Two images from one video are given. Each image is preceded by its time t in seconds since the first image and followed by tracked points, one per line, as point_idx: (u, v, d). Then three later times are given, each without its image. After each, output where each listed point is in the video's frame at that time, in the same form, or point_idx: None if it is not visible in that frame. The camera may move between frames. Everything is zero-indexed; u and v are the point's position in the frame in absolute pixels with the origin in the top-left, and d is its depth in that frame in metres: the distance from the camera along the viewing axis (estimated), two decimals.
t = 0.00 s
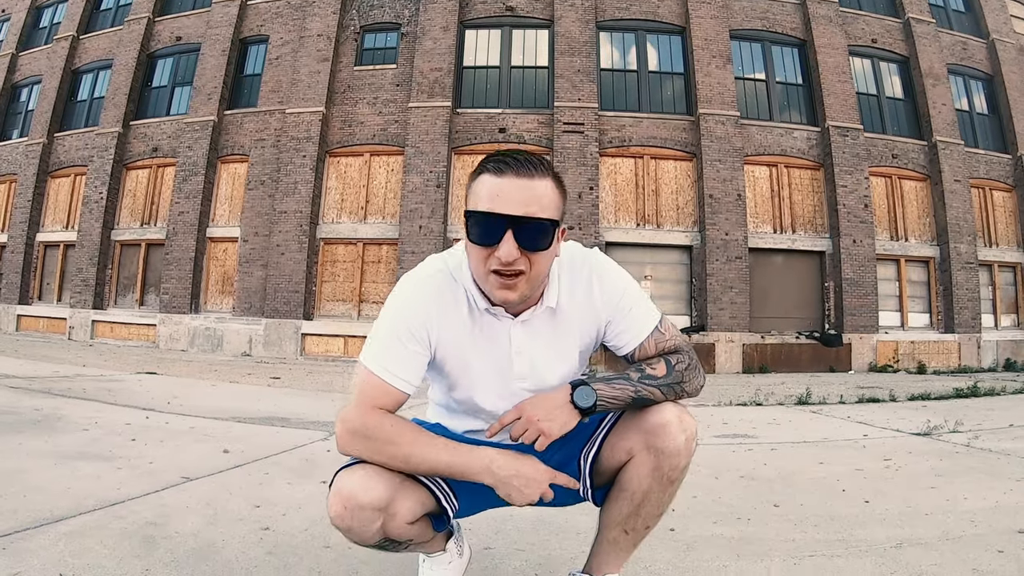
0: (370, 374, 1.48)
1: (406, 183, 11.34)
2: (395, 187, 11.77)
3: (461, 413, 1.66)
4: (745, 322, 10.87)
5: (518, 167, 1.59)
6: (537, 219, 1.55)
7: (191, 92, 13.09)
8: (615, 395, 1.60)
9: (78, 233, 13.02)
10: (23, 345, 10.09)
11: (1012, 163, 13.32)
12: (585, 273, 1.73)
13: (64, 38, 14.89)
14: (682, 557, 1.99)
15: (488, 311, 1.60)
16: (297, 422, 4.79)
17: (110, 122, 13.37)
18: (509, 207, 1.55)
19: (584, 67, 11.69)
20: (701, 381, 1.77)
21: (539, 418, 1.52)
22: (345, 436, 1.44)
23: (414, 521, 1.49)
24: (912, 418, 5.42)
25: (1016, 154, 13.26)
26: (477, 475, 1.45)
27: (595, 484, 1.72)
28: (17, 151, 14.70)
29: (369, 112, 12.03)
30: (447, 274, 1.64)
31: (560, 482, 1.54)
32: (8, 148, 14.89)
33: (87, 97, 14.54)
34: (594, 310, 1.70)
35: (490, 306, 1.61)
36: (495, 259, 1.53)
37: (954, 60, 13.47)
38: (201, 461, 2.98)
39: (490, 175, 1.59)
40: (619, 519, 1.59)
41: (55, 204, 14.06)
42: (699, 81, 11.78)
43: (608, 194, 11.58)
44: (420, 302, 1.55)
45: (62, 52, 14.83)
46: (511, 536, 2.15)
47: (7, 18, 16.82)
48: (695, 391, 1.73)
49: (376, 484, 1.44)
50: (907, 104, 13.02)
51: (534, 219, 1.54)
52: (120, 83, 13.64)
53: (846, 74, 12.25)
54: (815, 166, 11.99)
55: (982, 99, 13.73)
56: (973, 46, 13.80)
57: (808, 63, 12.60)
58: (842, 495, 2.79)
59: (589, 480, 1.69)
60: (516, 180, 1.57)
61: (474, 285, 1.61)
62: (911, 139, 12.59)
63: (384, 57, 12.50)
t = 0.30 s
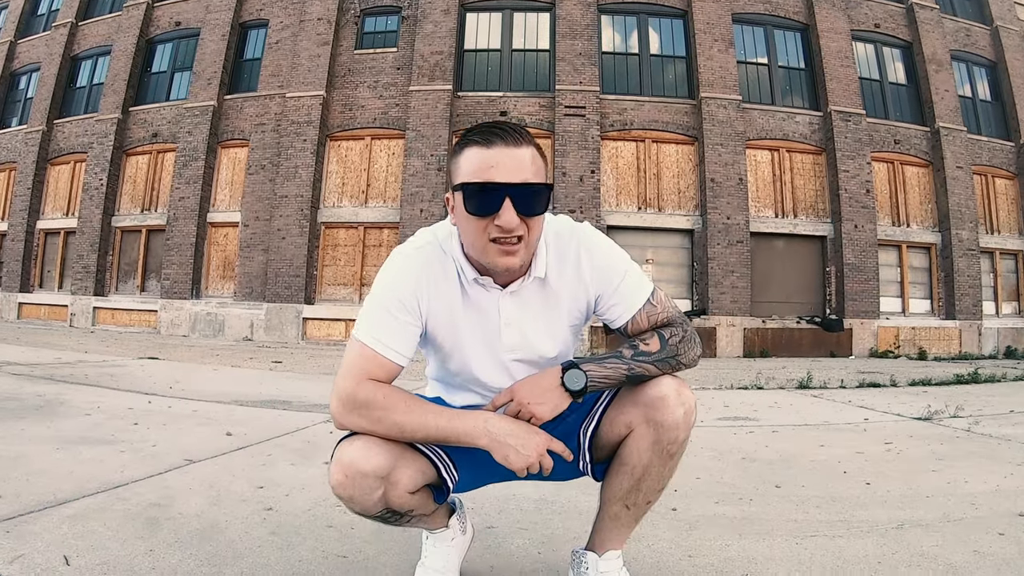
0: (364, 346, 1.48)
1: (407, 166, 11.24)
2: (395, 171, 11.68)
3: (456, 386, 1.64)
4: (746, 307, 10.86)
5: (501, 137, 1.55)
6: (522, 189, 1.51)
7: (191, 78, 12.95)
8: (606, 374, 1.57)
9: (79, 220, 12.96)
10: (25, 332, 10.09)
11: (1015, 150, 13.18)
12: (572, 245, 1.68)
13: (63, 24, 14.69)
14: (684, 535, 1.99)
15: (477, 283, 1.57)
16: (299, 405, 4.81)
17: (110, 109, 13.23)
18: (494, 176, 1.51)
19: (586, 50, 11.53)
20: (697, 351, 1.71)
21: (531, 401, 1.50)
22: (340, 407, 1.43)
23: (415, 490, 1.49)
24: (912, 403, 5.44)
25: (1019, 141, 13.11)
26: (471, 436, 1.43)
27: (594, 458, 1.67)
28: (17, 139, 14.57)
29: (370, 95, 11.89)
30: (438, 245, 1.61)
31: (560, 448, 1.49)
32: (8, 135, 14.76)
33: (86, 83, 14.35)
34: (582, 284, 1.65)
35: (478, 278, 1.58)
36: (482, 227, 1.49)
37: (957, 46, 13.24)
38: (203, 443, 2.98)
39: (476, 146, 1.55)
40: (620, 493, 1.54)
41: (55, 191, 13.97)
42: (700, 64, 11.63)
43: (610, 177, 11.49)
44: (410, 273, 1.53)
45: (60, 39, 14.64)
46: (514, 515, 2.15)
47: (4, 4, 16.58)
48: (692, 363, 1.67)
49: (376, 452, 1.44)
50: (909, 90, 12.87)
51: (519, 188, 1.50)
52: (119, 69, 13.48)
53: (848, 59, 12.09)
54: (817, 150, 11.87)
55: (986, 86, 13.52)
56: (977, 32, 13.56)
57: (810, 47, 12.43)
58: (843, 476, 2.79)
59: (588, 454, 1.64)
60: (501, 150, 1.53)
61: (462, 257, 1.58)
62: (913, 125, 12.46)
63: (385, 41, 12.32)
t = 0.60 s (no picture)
0: (368, 339, 1.45)
1: (408, 154, 11.18)
2: (396, 160, 11.62)
3: (458, 376, 1.63)
4: (748, 295, 10.85)
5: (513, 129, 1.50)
6: (533, 183, 1.47)
7: (191, 67, 12.85)
8: (608, 351, 1.56)
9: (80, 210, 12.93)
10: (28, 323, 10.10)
11: (1017, 139, 13.06)
12: (575, 235, 1.66)
13: (62, 15, 14.56)
14: (687, 521, 2.00)
15: (483, 275, 1.54)
16: (301, 393, 4.83)
17: (110, 99, 13.15)
18: (507, 170, 1.46)
19: (587, 38, 11.41)
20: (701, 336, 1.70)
21: (534, 377, 1.50)
22: (344, 399, 1.43)
23: (421, 479, 1.49)
24: (913, 391, 5.45)
25: (1022, 131, 12.99)
26: (478, 424, 1.44)
27: (597, 442, 1.65)
28: (17, 130, 14.49)
29: (371, 84, 11.81)
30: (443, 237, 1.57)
31: (566, 429, 1.50)
32: (9, 126, 14.68)
33: (86, 73, 14.24)
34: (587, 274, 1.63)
35: (485, 269, 1.55)
36: (497, 222, 1.45)
37: (960, 36, 13.05)
38: (206, 431, 2.99)
39: (488, 138, 1.51)
40: (622, 476, 1.53)
41: (56, 181, 13.92)
42: (703, 52, 11.51)
43: (611, 165, 11.40)
44: (415, 266, 1.50)
45: (60, 29, 14.51)
46: (517, 500, 2.16)
47: None
48: (694, 347, 1.67)
49: (382, 442, 1.43)
50: (912, 79, 12.73)
51: (529, 183, 1.46)
52: (119, 59, 13.37)
53: (852, 47, 11.95)
54: (820, 139, 11.78)
55: (988, 76, 13.37)
56: (980, 21, 13.38)
57: (813, 36, 12.30)
58: (844, 464, 2.80)
59: (592, 439, 1.63)
60: (512, 144, 1.49)
61: (469, 250, 1.55)
62: (916, 114, 12.35)
63: (385, 29, 12.20)
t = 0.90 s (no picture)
0: (378, 325, 1.43)
1: (409, 147, 11.14)
2: (397, 152, 11.58)
3: (466, 362, 1.61)
4: (749, 288, 10.83)
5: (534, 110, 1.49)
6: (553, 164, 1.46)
7: (190, 61, 12.78)
8: (618, 337, 1.55)
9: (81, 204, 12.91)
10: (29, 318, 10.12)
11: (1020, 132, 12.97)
12: (590, 220, 1.64)
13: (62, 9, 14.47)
14: (688, 511, 2.01)
15: (495, 259, 1.53)
16: (303, 385, 4.84)
17: (110, 93, 13.10)
18: (526, 150, 1.46)
19: (588, 30, 11.32)
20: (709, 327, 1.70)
21: (544, 360, 1.49)
22: (350, 386, 1.42)
23: (426, 466, 1.49)
24: (913, 384, 5.45)
25: None
26: (484, 415, 1.43)
27: (601, 430, 1.65)
28: (17, 125, 14.45)
29: (371, 76, 11.75)
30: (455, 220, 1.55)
31: (574, 415, 1.50)
32: (9, 121, 14.63)
33: (85, 68, 14.17)
34: (598, 256, 1.62)
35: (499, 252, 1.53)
36: (498, 195, 1.45)
37: (963, 28, 12.93)
38: (209, 424, 3.00)
39: (509, 117, 1.50)
40: (626, 465, 1.54)
41: (57, 175, 13.89)
42: (704, 44, 11.43)
43: (613, 158, 11.35)
44: (428, 251, 1.48)
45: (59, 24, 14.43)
46: (518, 491, 2.17)
47: None
48: (701, 338, 1.67)
49: (388, 430, 1.43)
50: (914, 71, 12.63)
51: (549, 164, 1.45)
52: (118, 53, 13.31)
53: (854, 39, 11.86)
54: (821, 131, 11.71)
55: (991, 69, 13.26)
56: (982, 14, 13.23)
57: (815, 27, 12.21)
58: (845, 455, 2.80)
59: (596, 427, 1.62)
60: (530, 124, 1.47)
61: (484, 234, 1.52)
62: (918, 106, 12.27)
63: (386, 22, 12.13)
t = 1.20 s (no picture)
0: (390, 323, 1.41)
1: (409, 144, 11.12)
2: (397, 150, 11.56)
3: (476, 356, 1.61)
4: (749, 284, 10.81)
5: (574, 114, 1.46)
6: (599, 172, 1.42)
7: (189, 59, 12.75)
8: (628, 328, 1.54)
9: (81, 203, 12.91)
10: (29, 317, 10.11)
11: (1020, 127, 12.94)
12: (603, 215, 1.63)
13: (60, 9, 14.43)
14: (689, 505, 2.01)
15: (518, 259, 1.51)
16: (304, 382, 4.84)
17: (109, 92, 13.08)
18: (570, 157, 1.41)
19: (588, 26, 11.29)
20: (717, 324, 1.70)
21: (554, 351, 1.49)
22: (361, 383, 1.41)
23: (436, 465, 1.49)
24: (914, 379, 5.45)
25: None
26: (498, 413, 1.42)
27: (608, 426, 1.63)
28: (16, 125, 14.43)
29: (370, 74, 11.72)
30: (473, 218, 1.53)
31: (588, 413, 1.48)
32: (8, 121, 14.61)
33: (84, 67, 14.14)
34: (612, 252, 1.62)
35: (522, 251, 1.52)
36: (551, 206, 1.41)
37: (963, 24, 12.88)
38: (210, 420, 3.00)
39: (551, 122, 1.44)
40: (630, 459, 1.53)
41: (57, 174, 13.88)
42: (704, 40, 11.40)
43: (612, 154, 11.33)
44: (446, 249, 1.46)
45: (58, 23, 14.39)
46: (520, 486, 2.17)
47: None
48: (709, 335, 1.66)
49: (399, 428, 1.43)
50: (914, 67, 12.58)
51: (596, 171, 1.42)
52: (117, 51, 13.28)
53: (854, 34, 11.82)
54: (821, 127, 11.68)
55: (991, 65, 13.21)
56: (982, 9, 13.17)
57: (815, 23, 12.17)
58: (847, 450, 2.80)
59: (602, 422, 1.61)
60: (572, 132, 1.44)
61: (504, 232, 1.51)
62: (919, 102, 12.24)
63: (385, 19, 12.10)
